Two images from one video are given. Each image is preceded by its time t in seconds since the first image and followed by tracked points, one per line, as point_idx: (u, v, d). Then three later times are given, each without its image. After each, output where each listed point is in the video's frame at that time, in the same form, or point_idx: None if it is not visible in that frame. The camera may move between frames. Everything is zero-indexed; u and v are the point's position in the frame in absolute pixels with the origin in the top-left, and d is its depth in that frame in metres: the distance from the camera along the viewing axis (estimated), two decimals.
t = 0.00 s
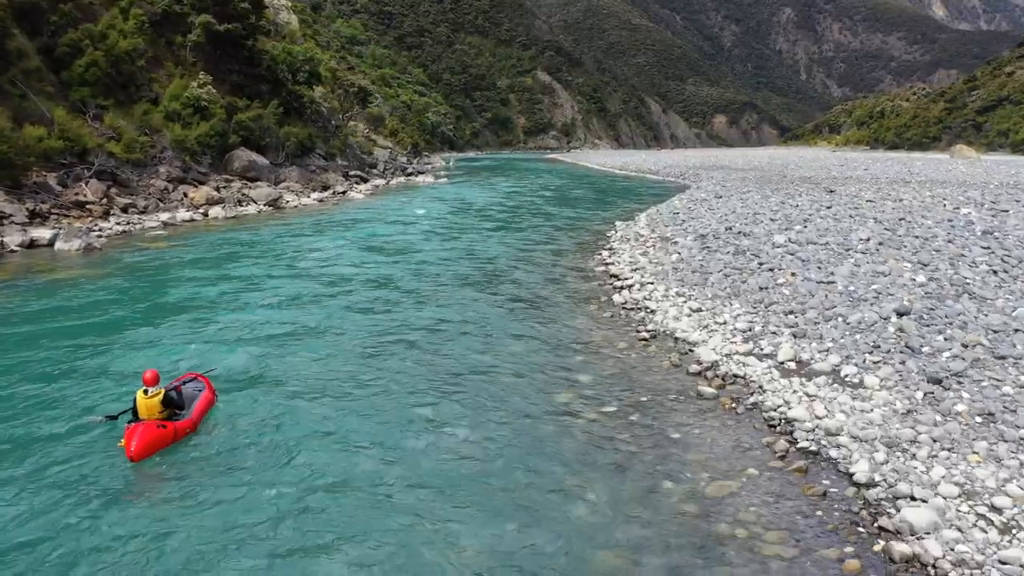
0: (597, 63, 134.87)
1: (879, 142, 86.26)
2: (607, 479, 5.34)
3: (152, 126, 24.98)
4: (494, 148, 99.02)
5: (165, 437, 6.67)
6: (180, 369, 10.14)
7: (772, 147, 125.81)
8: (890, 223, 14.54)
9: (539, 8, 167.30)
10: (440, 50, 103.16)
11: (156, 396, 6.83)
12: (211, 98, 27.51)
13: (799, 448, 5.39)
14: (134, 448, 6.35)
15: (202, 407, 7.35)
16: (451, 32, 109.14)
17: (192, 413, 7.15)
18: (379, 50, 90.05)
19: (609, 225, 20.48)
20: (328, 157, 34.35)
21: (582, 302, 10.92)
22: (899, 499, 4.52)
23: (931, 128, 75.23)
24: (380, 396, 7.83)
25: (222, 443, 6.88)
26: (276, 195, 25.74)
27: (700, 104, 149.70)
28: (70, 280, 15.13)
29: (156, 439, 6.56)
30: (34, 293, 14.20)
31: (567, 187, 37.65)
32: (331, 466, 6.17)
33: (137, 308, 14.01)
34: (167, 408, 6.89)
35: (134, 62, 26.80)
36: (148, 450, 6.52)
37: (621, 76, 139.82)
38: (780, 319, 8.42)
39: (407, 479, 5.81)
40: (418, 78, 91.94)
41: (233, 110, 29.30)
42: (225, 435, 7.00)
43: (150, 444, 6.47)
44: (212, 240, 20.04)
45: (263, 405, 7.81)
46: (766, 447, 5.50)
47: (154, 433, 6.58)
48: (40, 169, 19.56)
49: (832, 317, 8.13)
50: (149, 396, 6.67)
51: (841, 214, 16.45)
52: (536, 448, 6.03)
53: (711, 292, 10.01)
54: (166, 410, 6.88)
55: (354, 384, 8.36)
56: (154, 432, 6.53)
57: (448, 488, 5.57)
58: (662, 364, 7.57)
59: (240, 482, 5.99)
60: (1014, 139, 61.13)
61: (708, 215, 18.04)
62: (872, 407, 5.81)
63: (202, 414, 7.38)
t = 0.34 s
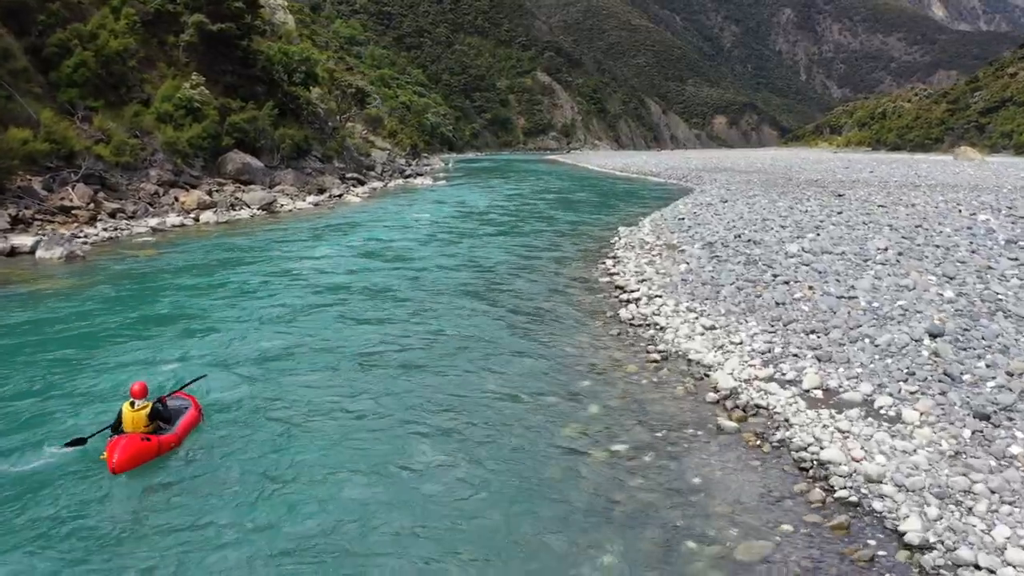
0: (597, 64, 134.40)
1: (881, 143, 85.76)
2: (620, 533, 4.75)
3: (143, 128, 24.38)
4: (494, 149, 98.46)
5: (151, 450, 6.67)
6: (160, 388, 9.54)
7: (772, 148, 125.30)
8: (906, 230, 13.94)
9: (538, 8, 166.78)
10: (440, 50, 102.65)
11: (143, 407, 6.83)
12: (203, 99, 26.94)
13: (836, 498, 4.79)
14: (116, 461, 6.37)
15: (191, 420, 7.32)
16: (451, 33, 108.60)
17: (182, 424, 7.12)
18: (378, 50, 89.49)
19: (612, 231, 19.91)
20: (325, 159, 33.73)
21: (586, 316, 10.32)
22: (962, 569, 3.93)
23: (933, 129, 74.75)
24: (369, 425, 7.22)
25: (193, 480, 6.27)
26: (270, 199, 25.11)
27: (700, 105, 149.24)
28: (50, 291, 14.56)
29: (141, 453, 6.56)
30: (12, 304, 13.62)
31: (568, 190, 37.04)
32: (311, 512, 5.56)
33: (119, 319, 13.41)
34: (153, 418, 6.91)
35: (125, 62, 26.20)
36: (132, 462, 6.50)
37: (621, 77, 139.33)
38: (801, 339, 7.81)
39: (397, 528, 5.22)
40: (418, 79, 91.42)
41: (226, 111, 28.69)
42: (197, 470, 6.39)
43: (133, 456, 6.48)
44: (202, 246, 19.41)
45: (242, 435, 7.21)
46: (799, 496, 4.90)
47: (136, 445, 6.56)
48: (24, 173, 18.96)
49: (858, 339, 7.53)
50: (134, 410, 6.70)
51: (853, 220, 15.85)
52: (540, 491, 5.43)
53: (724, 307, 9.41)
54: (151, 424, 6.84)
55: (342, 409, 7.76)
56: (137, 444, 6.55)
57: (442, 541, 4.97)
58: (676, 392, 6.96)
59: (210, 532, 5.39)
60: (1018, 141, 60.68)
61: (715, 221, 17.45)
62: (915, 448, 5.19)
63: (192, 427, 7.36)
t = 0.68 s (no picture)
0: (597, 64, 133.94)
1: (883, 144, 85.39)
2: None
3: (133, 131, 23.74)
4: (493, 150, 97.98)
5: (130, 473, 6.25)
6: (138, 407, 8.93)
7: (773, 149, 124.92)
8: (925, 239, 13.34)
9: (538, 10, 166.66)
10: (439, 51, 102.07)
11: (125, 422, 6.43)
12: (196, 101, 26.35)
13: (885, 564, 4.21)
14: (90, 484, 5.95)
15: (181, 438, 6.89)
16: (451, 34, 108.15)
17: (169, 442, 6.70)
18: (378, 51, 88.89)
19: (615, 237, 19.31)
20: (321, 162, 33.09)
21: (592, 333, 9.71)
22: None
23: (936, 130, 74.34)
24: (357, 457, 6.59)
25: (163, 520, 5.67)
26: (264, 203, 24.49)
27: (700, 106, 148.86)
28: (30, 302, 13.97)
29: (119, 475, 6.13)
30: None
31: (568, 193, 36.43)
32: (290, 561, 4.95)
33: (100, 330, 12.79)
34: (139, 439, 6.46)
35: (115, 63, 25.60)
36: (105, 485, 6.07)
37: (621, 78, 138.96)
38: (827, 364, 7.20)
39: None
40: (417, 80, 90.98)
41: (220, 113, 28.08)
42: (165, 510, 5.76)
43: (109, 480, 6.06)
44: (192, 252, 18.80)
45: (217, 468, 6.58)
46: (843, 561, 4.31)
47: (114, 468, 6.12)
48: (8, 177, 18.34)
49: (889, 365, 6.91)
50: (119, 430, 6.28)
51: (866, 227, 15.27)
52: (548, 545, 4.82)
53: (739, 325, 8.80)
54: (135, 440, 6.44)
55: (328, 437, 7.13)
56: (116, 466, 6.12)
57: None
58: (693, 425, 6.33)
59: None
60: (1022, 143, 60.27)
61: (722, 228, 16.87)
62: (970, 500, 4.59)
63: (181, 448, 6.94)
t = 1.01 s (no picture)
0: (598, 65, 133.44)
1: (885, 145, 84.79)
2: None
3: (122, 133, 23.04)
4: (493, 150, 97.32)
5: (108, 495, 6.10)
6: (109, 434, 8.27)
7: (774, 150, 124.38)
8: (948, 248, 12.67)
9: (538, 10, 166.00)
10: (439, 51, 101.42)
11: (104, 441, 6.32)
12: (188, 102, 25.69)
13: None
14: (63, 509, 5.80)
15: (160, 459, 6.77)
16: (450, 34, 107.50)
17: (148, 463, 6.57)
18: (377, 51, 88.28)
19: (620, 244, 18.64)
20: (317, 164, 32.40)
21: (599, 354, 9.03)
22: None
23: (940, 131, 73.77)
24: (343, 502, 5.92)
25: None
26: (257, 207, 23.80)
27: (700, 106, 148.30)
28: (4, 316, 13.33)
29: (96, 498, 5.98)
30: None
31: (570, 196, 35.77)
32: None
33: (76, 345, 12.11)
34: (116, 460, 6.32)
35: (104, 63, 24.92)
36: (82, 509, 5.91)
37: (621, 78, 138.36)
38: (862, 396, 6.53)
39: None
40: (416, 81, 90.34)
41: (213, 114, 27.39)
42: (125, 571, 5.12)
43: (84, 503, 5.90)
44: (180, 260, 18.13)
45: (186, 515, 5.90)
46: None
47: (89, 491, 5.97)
48: None
49: (933, 398, 6.24)
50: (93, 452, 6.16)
51: (883, 235, 14.59)
52: None
53: (759, 347, 8.13)
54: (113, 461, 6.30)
55: (311, 477, 6.46)
56: (91, 490, 5.97)
57: None
58: (718, 469, 5.65)
59: None
60: None
61: (731, 235, 16.20)
62: None
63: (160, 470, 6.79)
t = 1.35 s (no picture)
0: (598, 65, 132.87)
1: (887, 146, 84.31)
2: None
3: (111, 136, 22.39)
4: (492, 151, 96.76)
5: (84, 511, 5.99)
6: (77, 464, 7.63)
7: (774, 151, 123.93)
8: (972, 258, 12.03)
9: (538, 11, 165.58)
10: (438, 52, 100.81)
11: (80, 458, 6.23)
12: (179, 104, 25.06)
13: None
14: (35, 526, 5.73)
15: (146, 473, 6.61)
16: (450, 35, 106.93)
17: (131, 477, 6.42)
18: (376, 51, 87.64)
19: (623, 250, 18.01)
20: (313, 167, 31.74)
21: (606, 376, 8.40)
22: None
23: (943, 132, 73.25)
24: (327, 560, 5.32)
25: None
26: (249, 212, 23.16)
27: (700, 107, 147.82)
28: None
29: (71, 514, 5.88)
30: None
31: (571, 198, 35.14)
32: None
33: (52, 360, 11.48)
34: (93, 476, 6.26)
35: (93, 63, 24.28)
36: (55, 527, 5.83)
37: (621, 79, 137.87)
38: (903, 433, 5.86)
39: None
40: (416, 82, 89.77)
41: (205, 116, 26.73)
42: None
43: (57, 520, 5.82)
44: (168, 269, 17.51)
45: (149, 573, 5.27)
46: None
47: (64, 506, 5.88)
48: None
49: (982, 437, 5.59)
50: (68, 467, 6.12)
51: (899, 244, 13.97)
52: None
53: (782, 372, 7.47)
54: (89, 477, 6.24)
55: (293, 526, 5.85)
56: (66, 505, 5.87)
57: None
58: (748, 525, 5.03)
59: None
60: None
61: (739, 242, 15.57)
62: None
63: (147, 486, 6.63)
